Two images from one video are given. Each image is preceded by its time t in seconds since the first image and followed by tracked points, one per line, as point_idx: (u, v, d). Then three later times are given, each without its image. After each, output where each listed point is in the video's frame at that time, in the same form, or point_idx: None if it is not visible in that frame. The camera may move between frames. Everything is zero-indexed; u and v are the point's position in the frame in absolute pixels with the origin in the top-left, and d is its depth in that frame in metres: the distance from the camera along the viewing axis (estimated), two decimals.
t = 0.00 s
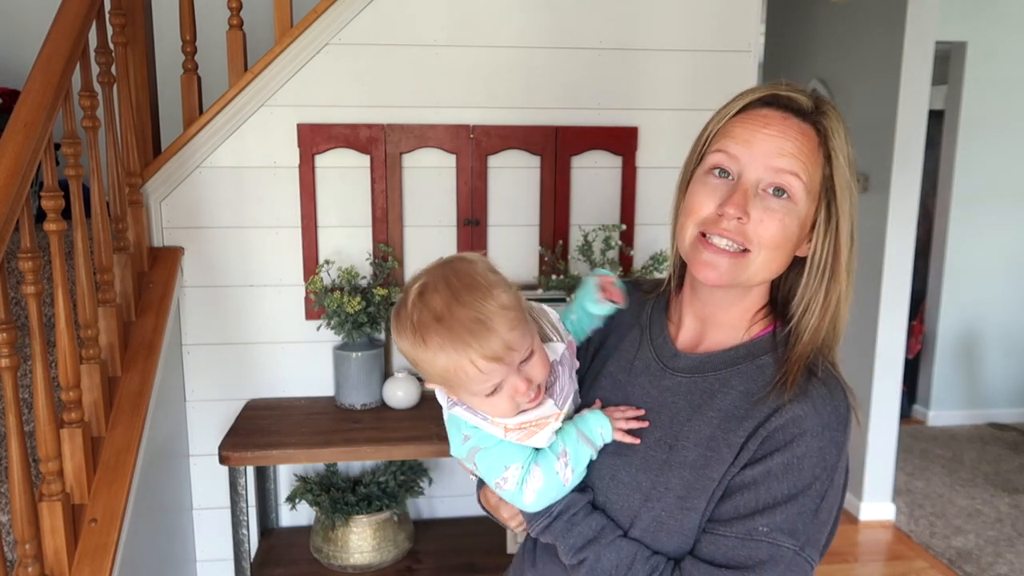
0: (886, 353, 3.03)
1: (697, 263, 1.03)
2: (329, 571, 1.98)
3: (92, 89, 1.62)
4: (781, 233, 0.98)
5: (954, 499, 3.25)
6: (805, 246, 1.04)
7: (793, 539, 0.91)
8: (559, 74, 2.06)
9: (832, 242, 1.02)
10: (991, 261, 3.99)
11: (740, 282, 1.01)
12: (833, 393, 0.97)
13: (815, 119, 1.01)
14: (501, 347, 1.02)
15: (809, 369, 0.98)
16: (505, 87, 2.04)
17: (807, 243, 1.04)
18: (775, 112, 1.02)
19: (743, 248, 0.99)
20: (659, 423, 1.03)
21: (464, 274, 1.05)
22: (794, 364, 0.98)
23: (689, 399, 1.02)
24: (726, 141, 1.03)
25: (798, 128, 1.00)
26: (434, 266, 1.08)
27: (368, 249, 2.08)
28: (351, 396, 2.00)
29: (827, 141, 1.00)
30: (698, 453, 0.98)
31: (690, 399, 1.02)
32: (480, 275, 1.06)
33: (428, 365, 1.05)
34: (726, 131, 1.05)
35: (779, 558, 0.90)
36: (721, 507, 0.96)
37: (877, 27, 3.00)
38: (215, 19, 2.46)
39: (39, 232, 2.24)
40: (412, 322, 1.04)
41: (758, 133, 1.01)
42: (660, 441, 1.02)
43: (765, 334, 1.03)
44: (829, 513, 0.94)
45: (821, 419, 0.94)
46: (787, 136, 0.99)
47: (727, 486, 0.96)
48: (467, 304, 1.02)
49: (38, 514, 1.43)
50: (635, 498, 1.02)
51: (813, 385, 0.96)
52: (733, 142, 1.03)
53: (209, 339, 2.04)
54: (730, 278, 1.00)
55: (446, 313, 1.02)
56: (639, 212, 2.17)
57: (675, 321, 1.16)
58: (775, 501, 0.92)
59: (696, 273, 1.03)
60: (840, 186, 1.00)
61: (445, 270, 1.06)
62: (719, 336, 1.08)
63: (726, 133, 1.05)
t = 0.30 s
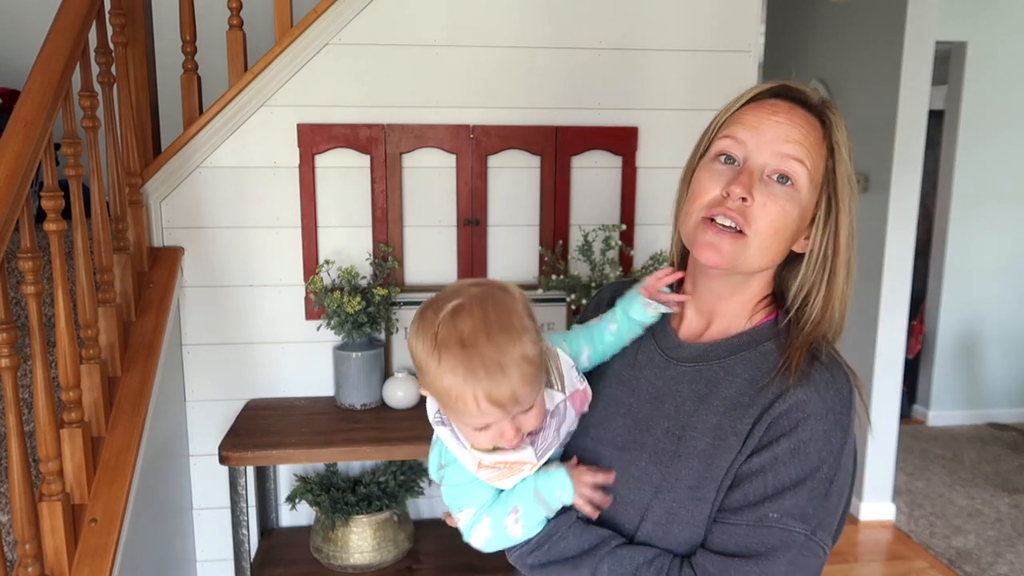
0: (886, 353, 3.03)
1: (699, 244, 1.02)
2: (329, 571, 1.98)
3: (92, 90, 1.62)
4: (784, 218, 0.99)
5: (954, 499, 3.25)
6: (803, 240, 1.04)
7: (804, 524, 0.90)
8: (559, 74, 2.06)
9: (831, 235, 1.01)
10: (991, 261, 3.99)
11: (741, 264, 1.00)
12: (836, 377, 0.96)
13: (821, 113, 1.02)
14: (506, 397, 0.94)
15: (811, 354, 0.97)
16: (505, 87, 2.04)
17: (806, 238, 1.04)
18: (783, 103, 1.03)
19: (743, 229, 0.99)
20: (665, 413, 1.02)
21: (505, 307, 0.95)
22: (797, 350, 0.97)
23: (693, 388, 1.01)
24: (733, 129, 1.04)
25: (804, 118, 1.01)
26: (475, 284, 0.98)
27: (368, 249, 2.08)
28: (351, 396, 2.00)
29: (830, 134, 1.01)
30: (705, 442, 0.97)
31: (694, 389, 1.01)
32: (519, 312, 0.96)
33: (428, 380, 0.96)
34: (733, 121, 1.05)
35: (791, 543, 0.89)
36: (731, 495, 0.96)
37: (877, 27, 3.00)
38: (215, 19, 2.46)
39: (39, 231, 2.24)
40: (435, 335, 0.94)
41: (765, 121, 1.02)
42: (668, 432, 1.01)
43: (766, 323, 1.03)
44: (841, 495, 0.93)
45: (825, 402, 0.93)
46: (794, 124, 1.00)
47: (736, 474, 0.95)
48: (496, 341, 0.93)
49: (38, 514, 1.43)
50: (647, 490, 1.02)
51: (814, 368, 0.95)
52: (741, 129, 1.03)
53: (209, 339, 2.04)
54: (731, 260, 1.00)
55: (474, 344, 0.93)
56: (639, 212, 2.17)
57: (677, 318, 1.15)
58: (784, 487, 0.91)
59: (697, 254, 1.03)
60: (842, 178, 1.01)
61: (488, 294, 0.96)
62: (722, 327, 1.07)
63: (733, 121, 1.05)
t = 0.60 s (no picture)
0: (886, 353, 3.03)
1: (705, 248, 1.02)
2: (329, 571, 1.98)
3: (92, 89, 1.62)
4: (786, 217, 0.99)
5: (954, 499, 3.25)
6: (803, 236, 1.04)
7: (786, 506, 0.88)
8: (559, 74, 2.06)
9: (831, 229, 1.02)
10: (991, 261, 3.99)
11: (747, 265, 1.00)
12: (839, 372, 0.96)
13: (814, 110, 1.02)
14: (542, 384, 0.93)
15: (816, 351, 0.98)
16: (505, 87, 2.04)
17: (806, 233, 1.04)
18: (776, 102, 1.03)
19: (749, 230, 0.99)
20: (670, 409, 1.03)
21: (572, 300, 0.94)
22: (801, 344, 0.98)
23: (697, 383, 1.02)
24: (729, 132, 1.04)
25: (799, 117, 1.01)
26: (550, 269, 0.96)
27: (368, 248, 2.08)
28: (351, 396, 1.99)
29: (824, 131, 1.02)
30: (704, 432, 0.97)
31: (698, 385, 1.01)
32: (581, 310, 0.95)
33: (471, 343, 0.95)
34: (728, 124, 1.05)
35: (772, 523, 0.87)
36: (722, 478, 0.94)
37: (877, 27, 3.00)
38: (215, 19, 2.46)
39: (39, 232, 2.24)
40: (495, 304, 0.93)
41: (760, 123, 1.02)
42: (671, 429, 1.02)
43: (772, 321, 1.03)
44: (830, 487, 0.92)
45: (824, 393, 0.93)
46: (790, 124, 1.00)
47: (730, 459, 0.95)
48: (549, 329, 0.91)
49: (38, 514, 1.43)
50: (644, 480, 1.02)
51: (820, 361, 0.96)
52: (737, 132, 1.03)
53: (209, 339, 2.04)
54: (737, 262, 1.00)
55: (530, 323, 0.91)
56: (639, 212, 2.17)
57: (679, 319, 1.15)
58: (774, 470, 0.90)
59: (704, 258, 1.03)
60: (838, 173, 1.01)
61: (559, 281, 0.94)
62: (727, 326, 1.07)
63: (728, 124, 1.05)
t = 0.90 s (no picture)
0: (886, 352, 3.03)
1: (710, 261, 1.01)
2: (329, 571, 1.98)
3: (92, 89, 1.62)
4: (786, 226, 0.99)
5: (954, 499, 3.25)
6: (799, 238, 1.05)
7: (820, 514, 0.92)
8: (559, 74, 2.06)
9: (826, 231, 1.03)
10: (991, 261, 3.99)
11: (753, 275, 1.00)
12: (848, 371, 0.98)
13: (803, 115, 1.02)
14: (543, 361, 0.92)
15: (820, 351, 1.00)
16: (505, 87, 2.04)
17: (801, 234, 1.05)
18: (766, 111, 1.02)
19: (754, 242, 0.99)
20: (668, 404, 1.03)
21: (559, 280, 0.95)
22: (805, 346, 0.99)
23: (698, 381, 1.02)
24: (722, 143, 1.03)
25: (790, 124, 1.01)
26: (534, 257, 0.98)
27: (368, 248, 2.08)
28: (351, 396, 1.99)
29: (814, 134, 1.02)
30: (713, 431, 0.98)
31: (698, 383, 1.02)
32: (569, 291, 0.96)
33: (464, 333, 0.95)
34: (718, 133, 1.04)
35: (808, 534, 0.91)
36: (746, 488, 0.96)
37: (878, 27, 3.00)
38: (216, 19, 2.46)
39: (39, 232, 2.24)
40: (485, 290, 0.94)
41: (752, 132, 1.01)
42: (669, 422, 1.02)
43: (771, 323, 1.04)
44: (850, 485, 0.96)
45: (842, 396, 0.95)
46: (783, 132, 1.00)
47: (751, 466, 0.96)
48: (543, 307, 0.92)
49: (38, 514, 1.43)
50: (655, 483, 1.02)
51: (827, 364, 0.98)
52: (730, 144, 1.02)
53: (209, 339, 2.04)
54: (745, 273, 1.00)
55: (523, 303, 0.92)
56: (639, 212, 2.17)
57: (673, 318, 1.16)
58: (802, 478, 0.93)
59: (709, 271, 1.02)
60: (832, 174, 1.02)
61: (547, 264, 0.96)
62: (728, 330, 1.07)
63: (719, 135, 1.04)
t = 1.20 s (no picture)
0: (886, 352, 3.03)
1: (699, 263, 1.02)
2: (329, 571, 1.98)
3: (92, 89, 1.62)
4: (772, 221, 1.01)
5: (954, 499, 3.25)
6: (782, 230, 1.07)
7: (848, 504, 0.97)
8: (559, 75, 2.06)
9: (807, 221, 1.05)
10: (991, 261, 3.99)
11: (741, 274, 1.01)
12: (842, 361, 1.01)
13: (783, 109, 1.03)
14: (474, 462, 0.93)
15: (814, 345, 1.03)
16: (505, 87, 2.04)
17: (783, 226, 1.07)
18: (747, 106, 1.03)
19: (740, 241, 1.00)
20: (670, 412, 1.02)
21: (502, 372, 0.94)
22: (798, 339, 1.02)
23: (700, 385, 1.01)
24: (703, 140, 1.02)
25: (771, 119, 1.02)
26: (482, 341, 0.97)
27: (368, 249, 2.07)
28: (351, 396, 1.99)
29: (793, 129, 1.03)
30: (727, 438, 0.99)
31: (701, 387, 1.01)
32: (511, 385, 0.94)
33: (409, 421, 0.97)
34: (699, 130, 1.04)
35: (843, 526, 0.96)
36: (773, 494, 0.98)
37: (878, 28, 3.00)
38: (216, 19, 2.46)
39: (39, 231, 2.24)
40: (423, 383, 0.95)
41: (734, 128, 1.01)
42: (678, 432, 1.01)
43: (759, 316, 1.06)
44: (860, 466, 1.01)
45: (845, 387, 0.98)
46: (764, 128, 1.01)
47: (775, 473, 0.97)
48: (477, 405, 0.92)
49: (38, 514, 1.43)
50: (669, 489, 1.02)
51: (826, 360, 1.00)
52: (714, 141, 1.02)
53: (209, 339, 2.04)
54: (734, 272, 1.01)
55: (458, 402, 0.92)
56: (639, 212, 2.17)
57: (659, 318, 1.14)
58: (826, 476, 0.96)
59: (698, 272, 1.02)
60: (812, 167, 1.03)
61: (491, 360, 0.94)
62: (716, 326, 1.07)
63: (701, 132, 1.03)
